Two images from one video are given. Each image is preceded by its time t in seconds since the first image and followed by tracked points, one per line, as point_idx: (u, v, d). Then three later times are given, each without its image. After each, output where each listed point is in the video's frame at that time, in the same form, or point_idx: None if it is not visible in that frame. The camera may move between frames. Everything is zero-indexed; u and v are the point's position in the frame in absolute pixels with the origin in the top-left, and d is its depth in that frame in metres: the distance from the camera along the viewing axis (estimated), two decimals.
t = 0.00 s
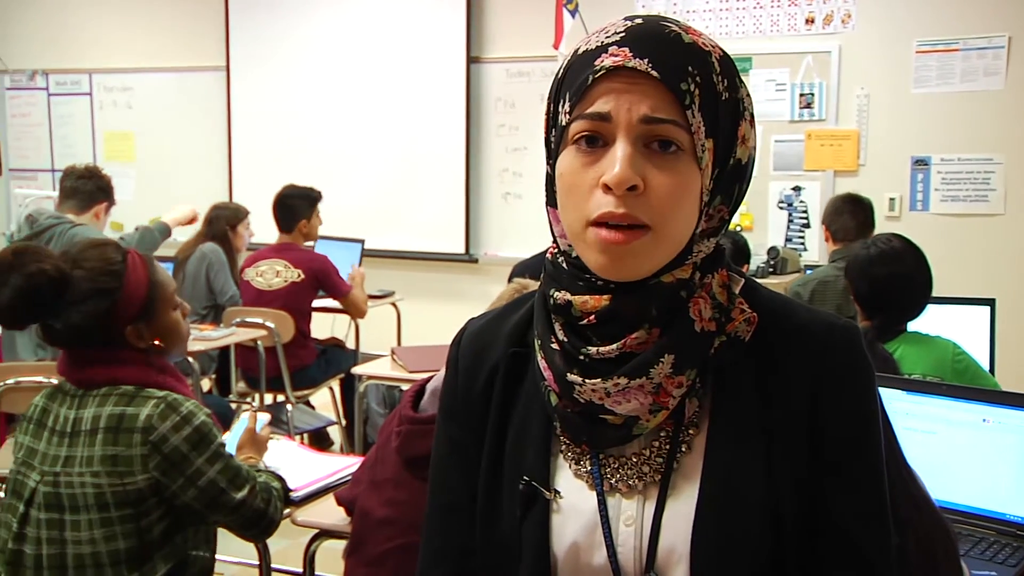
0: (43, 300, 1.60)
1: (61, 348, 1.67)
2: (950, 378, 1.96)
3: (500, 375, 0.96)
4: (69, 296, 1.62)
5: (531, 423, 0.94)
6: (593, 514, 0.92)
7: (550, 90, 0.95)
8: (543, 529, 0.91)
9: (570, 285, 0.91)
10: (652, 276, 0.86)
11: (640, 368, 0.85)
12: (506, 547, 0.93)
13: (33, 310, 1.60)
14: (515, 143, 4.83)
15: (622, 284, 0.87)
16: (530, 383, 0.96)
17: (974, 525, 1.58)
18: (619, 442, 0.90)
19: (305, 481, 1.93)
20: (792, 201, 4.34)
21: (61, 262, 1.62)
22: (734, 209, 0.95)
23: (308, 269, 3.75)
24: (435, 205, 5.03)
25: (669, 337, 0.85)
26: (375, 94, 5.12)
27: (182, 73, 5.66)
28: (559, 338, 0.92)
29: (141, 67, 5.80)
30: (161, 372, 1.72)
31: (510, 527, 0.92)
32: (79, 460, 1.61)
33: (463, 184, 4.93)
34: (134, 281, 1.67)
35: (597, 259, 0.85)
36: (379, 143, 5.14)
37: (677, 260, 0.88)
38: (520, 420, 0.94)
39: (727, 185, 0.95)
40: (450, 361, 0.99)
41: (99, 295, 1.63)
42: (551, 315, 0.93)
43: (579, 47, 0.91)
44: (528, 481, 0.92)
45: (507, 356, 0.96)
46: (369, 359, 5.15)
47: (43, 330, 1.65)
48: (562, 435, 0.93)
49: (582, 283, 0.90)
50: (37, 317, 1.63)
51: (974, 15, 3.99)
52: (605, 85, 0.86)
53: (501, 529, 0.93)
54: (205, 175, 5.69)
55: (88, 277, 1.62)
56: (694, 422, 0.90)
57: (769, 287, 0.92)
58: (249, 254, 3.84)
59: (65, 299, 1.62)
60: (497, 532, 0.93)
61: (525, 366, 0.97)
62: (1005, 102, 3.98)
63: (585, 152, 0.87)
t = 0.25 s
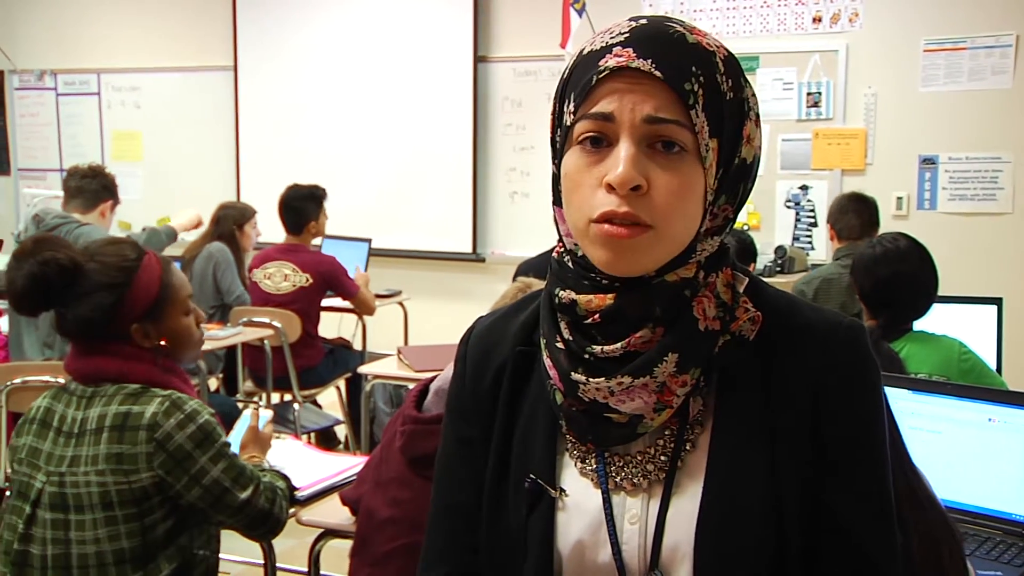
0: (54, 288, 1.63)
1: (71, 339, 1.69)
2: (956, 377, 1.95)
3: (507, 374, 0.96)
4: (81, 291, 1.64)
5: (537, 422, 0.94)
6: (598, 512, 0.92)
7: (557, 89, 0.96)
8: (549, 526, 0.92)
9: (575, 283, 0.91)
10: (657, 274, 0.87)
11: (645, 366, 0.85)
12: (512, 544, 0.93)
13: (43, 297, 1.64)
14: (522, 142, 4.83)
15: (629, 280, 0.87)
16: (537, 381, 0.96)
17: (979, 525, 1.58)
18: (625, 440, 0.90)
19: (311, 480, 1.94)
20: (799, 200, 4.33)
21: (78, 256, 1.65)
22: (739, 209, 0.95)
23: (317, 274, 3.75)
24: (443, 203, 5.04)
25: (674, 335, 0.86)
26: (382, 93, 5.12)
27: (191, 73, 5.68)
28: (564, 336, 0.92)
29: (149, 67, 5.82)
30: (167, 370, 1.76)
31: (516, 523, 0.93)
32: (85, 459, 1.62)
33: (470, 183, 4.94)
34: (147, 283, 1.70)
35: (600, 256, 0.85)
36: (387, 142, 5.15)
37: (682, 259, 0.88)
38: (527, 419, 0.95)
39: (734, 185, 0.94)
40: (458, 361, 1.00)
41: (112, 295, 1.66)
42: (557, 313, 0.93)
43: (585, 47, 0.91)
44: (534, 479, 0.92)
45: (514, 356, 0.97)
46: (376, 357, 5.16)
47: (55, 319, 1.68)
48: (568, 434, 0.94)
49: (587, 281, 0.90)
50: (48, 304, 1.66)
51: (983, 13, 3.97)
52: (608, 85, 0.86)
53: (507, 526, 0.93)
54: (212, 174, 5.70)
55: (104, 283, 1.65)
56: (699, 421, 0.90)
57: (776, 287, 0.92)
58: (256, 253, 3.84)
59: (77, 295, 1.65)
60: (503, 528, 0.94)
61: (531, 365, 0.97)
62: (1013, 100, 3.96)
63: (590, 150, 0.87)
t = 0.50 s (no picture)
0: (62, 296, 1.65)
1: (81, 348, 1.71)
2: (957, 377, 1.95)
3: (510, 374, 0.97)
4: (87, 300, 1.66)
5: (539, 420, 0.95)
6: (594, 510, 0.92)
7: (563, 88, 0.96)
8: (546, 523, 0.92)
9: (576, 281, 0.91)
10: (656, 272, 0.87)
11: (641, 365, 0.85)
12: (511, 541, 0.93)
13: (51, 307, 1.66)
14: (524, 143, 4.83)
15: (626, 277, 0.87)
16: (539, 379, 0.96)
17: (980, 524, 1.58)
18: (622, 438, 0.90)
19: (311, 481, 1.95)
20: (802, 201, 4.32)
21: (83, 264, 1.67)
22: (740, 209, 0.94)
23: (320, 277, 3.77)
24: (445, 205, 5.04)
25: (670, 334, 0.85)
26: (384, 95, 5.13)
27: (193, 74, 5.68)
28: (565, 334, 0.92)
29: (151, 69, 5.83)
30: (178, 376, 1.77)
31: (515, 520, 0.93)
32: (93, 461, 1.63)
33: (472, 184, 4.94)
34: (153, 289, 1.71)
35: (598, 251, 0.85)
36: (389, 143, 5.15)
37: (681, 258, 0.88)
38: (529, 415, 0.96)
39: (737, 185, 0.93)
40: (463, 359, 1.01)
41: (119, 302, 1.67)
42: (559, 310, 0.94)
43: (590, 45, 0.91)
44: (532, 477, 0.92)
45: (517, 353, 0.97)
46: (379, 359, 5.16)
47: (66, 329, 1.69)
48: (568, 432, 0.94)
49: (588, 279, 0.90)
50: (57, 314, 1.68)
51: (985, 12, 3.97)
52: (609, 82, 0.86)
53: (507, 522, 0.94)
54: (215, 176, 5.71)
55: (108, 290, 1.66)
56: (695, 420, 0.90)
57: (779, 289, 0.92)
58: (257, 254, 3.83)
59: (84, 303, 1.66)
60: (503, 525, 0.94)
61: (535, 363, 0.98)
62: (1015, 100, 3.95)
63: (590, 147, 0.87)
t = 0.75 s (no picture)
0: (66, 290, 1.67)
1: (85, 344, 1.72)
2: (956, 377, 1.95)
3: (512, 370, 0.99)
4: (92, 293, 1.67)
5: (540, 414, 0.97)
6: (590, 503, 0.93)
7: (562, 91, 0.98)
8: (543, 513, 0.93)
9: (579, 277, 0.92)
10: (655, 271, 0.87)
11: (639, 363, 0.85)
12: (507, 530, 0.95)
13: (59, 299, 1.68)
14: (524, 143, 4.83)
15: (627, 275, 0.88)
16: (542, 375, 0.98)
17: (979, 524, 1.57)
18: (620, 434, 0.91)
19: (311, 482, 1.96)
20: (802, 201, 4.32)
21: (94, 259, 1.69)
22: (738, 201, 0.93)
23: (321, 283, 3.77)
24: (445, 205, 5.04)
25: (672, 332, 0.86)
26: (384, 95, 5.13)
27: (193, 76, 5.69)
28: (569, 329, 0.93)
29: (151, 70, 5.84)
30: (177, 376, 1.77)
31: (513, 510, 0.95)
32: (93, 460, 1.63)
33: (473, 184, 4.94)
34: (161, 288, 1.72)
35: (594, 250, 0.85)
36: (389, 143, 5.16)
37: (679, 256, 0.88)
38: (531, 409, 0.97)
39: (734, 175, 0.93)
40: (471, 353, 1.03)
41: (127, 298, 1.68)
42: (563, 306, 0.94)
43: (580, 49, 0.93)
44: (530, 468, 0.95)
45: (521, 347, 0.99)
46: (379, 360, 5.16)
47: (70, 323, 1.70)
48: (569, 428, 0.95)
49: (590, 276, 0.91)
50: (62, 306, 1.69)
51: (985, 12, 3.96)
52: (592, 82, 0.87)
53: (505, 510, 0.96)
54: (215, 177, 5.71)
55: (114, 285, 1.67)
56: (693, 419, 0.90)
57: (784, 290, 0.91)
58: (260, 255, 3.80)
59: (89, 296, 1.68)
60: (503, 515, 0.96)
61: (538, 357, 1.00)
62: (1016, 99, 3.95)
63: (579, 147, 0.88)
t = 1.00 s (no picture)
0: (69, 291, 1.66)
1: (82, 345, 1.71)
2: (953, 379, 1.95)
3: (511, 369, 0.99)
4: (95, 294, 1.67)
5: (534, 415, 0.97)
6: (579, 501, 0.93)
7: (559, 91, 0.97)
8: (533, 512, 0.94)
9: (570, 278, 0.92)
10: (641, 271, 0.87)
11: (623, 362, 0.86)
12: (499, 532, 0.95)
13: (61, 300, 1.67)
14: (523, 145, 4.83)
15: (614, 277, 0.88)
16: (539, 375, 0.98)
17: (974, 527, 1.57)
18: (610, 433, 0.91)
19: (306, 484, 1.97)
20: (800, 203, 4.32)
21: (97, 261, 1.69)
22: (730, 205, 0.93)
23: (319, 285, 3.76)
24: (444, 206, 5.04)
25: (658, 331, 0.86)
26: (383, 97, 5.13)
27: (192, 77, 5.69)
28: (559, 330, 0.93)
29: (150, 71, 5.84)
30: (173, 378, 1.77)
31: (506, 510, 0.95)
32: (88, 461, 1.63)
33: (472, 186, 4.93)
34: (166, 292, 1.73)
35: (581, 253, 0.86)
36: (387, 145, 5.16)
37: (667, 257, 0.88)
38: (526, 410, 0.97)
39: (725, 180, 0.92)
40: (473, 355, 1.04)
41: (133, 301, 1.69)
42: (555, 308, 0.94)
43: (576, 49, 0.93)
44: (523, 466, 0.94)
45: (519, 347, 0.99)
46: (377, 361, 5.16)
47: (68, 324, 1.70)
48: (562, 427, 0.95)
49: (579, 277, 0.91)
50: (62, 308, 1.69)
51: (983, 15, 3.96)
52: (582, 86, 0.87)
53: (499, 512, 0.96)
54: (213, 178, 5.71)
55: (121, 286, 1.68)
56: (679, 418, 0.90)
57: (776, 290, 0.90)
58: (259, 256, 3.80)
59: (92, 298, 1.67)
60: (496, 515, 0.96)
61: (535, 358, 0.99)
62: (1014, 102, 3.95)
63: (569, 150, 0.88)
